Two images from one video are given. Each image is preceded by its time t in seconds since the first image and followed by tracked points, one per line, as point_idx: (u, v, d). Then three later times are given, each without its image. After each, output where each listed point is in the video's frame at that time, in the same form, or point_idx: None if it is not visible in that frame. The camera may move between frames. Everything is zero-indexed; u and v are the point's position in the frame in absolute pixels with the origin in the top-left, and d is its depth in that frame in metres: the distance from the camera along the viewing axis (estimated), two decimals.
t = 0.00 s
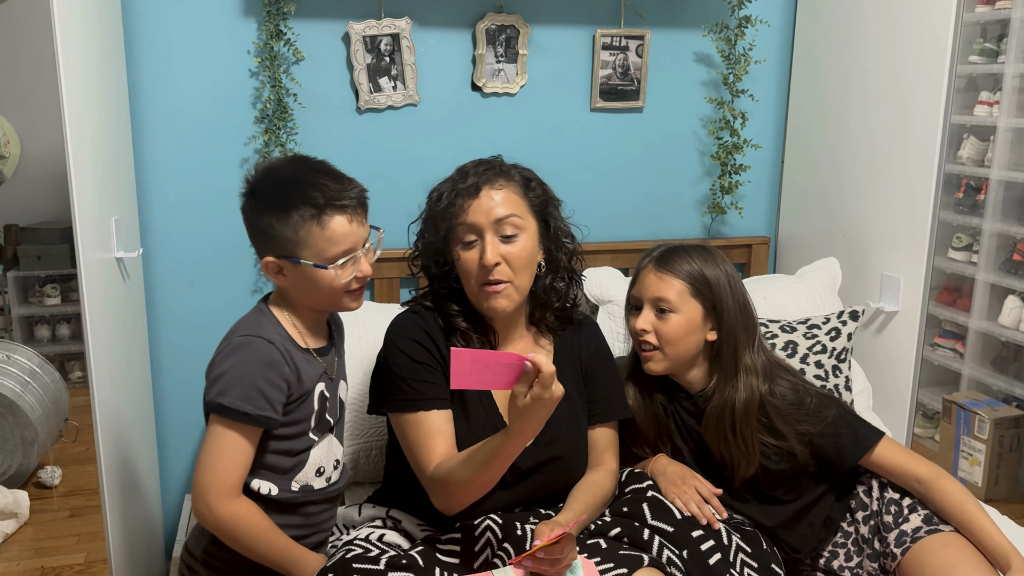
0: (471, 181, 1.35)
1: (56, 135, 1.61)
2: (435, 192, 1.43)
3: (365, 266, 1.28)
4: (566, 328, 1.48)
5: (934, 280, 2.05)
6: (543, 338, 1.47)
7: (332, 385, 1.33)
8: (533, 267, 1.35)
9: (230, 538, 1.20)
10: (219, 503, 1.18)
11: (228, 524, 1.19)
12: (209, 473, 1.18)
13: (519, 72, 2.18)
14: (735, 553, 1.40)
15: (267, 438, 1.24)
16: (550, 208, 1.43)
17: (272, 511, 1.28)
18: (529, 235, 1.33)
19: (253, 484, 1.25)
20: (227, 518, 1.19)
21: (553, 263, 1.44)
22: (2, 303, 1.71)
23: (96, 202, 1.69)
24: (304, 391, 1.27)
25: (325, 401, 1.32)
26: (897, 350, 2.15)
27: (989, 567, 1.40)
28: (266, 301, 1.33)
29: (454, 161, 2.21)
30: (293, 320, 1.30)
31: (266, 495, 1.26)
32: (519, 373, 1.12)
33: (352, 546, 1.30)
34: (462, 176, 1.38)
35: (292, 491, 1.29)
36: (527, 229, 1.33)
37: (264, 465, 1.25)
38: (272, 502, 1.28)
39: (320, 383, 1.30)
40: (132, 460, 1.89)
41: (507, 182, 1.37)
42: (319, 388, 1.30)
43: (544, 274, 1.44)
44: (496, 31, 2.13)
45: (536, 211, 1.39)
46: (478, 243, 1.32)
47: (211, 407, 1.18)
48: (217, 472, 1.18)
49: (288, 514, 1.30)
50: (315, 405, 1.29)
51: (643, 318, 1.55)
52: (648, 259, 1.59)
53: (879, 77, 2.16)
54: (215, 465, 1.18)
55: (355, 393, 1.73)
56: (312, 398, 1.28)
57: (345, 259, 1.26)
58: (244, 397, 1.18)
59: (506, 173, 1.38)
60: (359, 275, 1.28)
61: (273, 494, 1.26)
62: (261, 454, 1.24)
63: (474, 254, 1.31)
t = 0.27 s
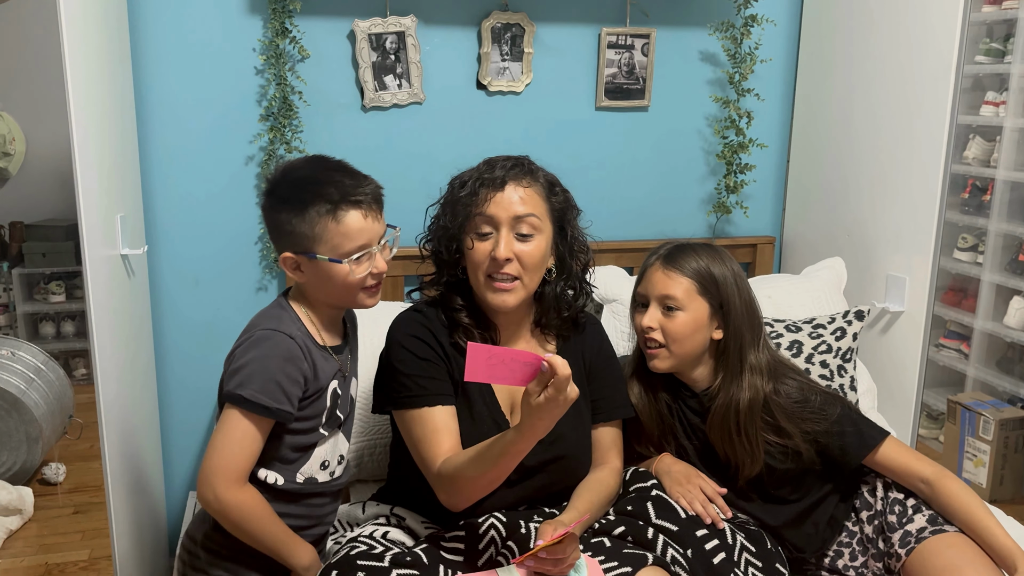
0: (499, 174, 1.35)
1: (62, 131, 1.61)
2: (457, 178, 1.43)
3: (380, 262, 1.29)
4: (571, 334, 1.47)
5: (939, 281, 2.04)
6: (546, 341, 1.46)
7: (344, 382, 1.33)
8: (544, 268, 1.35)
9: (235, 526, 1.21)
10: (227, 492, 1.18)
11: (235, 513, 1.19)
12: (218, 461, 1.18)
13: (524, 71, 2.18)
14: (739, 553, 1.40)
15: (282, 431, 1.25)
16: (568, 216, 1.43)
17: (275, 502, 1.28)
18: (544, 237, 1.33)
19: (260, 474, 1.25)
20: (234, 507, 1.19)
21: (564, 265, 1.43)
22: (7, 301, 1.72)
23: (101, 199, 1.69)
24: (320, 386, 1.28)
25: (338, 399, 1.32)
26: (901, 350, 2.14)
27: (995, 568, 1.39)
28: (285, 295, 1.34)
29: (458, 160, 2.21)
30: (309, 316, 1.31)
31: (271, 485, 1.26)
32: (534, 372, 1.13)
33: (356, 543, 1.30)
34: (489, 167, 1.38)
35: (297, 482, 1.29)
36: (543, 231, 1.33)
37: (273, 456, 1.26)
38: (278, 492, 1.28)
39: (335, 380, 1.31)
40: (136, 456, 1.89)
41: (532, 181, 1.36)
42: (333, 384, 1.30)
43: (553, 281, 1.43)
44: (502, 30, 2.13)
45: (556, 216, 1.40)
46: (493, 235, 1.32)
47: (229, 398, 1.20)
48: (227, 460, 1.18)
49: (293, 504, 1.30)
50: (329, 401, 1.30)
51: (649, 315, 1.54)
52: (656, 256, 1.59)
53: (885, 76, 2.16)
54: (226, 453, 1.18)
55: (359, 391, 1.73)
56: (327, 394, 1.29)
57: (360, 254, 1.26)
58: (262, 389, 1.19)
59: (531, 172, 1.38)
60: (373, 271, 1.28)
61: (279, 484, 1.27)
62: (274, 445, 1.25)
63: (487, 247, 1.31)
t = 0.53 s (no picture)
0: (500, 174, 1.35)
1: (63, 129, 1.61)
2: (457, 177, 1.42)
3: (382, 257, 1.28)
4: (572, 335, 1.46)
5: (943, 280, 2.05)
6: (547, 340, 1.45)
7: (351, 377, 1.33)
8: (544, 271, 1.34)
9: (233, 525, 1.20)
10: (233, 489, 1.18)
11: (236, 511, 1.19)
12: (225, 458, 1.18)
13: (526, 69, 2.18)
14: (741, 551, 1.40)
15: (285, 427, 1.25)
16: (570, 217, 1.43)
17: (277, 498, 1.28)
18: (546, 238, 1.33)
19: (263, 468, 1.26)
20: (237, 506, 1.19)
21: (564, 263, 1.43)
22: (8, 298, 1.73)
23: (102, 197, 1.69)
24: (324, 381, 1.27)
25: (342, 394, 1.32)
26: (904, 350, 2.14)
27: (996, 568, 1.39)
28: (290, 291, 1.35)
29: (460, 158, 2.21)
30: (313, 311, 1.30)
31: (273, 480, 1.27)
32: (533, 375, 1.13)
33: (357, 541, 1.30)
34: (490, 167, 1.37)
35: (301, 477, 1.29)
36: (544, 232, 1.32)
37: (276, 451, 1.26)
38: (281, 487, 1.28)
39: (338, 375, 1.30)
40: (137, 453, 1.89)
41: (531, 183, 1.35)
42: (337, 380, 1.30)
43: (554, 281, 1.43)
44: (504, 27, 2.12)
45: (557, 217, 1.40)
46: (493, 237, 1.31)
47: (233, 393, 1.20)
48: (234, 458, 1.18)
49: (296, 500, 1.30)
50: (333, 396, 1.29)
51: (651, 314, 1.54)
52: (657, 255, 1.58)
53: (888, 75, 2.15)
54: (234, 450, 1.18)
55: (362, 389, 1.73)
56: (330, 390, 1.29)
57: (363, 246, 1.26)
58: (264, 385, 1.19)
59: (530, 173, 1.37)
60: (375, 266, 1.27)
61: (282, 479, 1.27)
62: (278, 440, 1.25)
63: (486, 249, 1.31)
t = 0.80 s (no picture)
0: (503, 174, 1.34)
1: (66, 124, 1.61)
2: (459, 178, 1.42)
3: (383, 252, 1.28)
4: (575, 331, 1.47)
5: (944, 277, 2.03)
6: (553, 339, 1.45)
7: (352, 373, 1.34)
8: (548, 271, 1.34)
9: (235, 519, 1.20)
10: (241, 485, 1.18)
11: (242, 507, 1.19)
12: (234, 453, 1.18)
13: (528, 67, 2.18)
14: (742, 550, 1.40)
15: (287, 421, 1.25)
16: (572, 213, 1.42)
17: (278, 496, 1.28)
18: (551, 237, 1.33)
19: (265, 466, 1.26)
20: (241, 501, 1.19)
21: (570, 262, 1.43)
22: (9, 295, 1.73)
23: (103, 195, 1.69)
24: (325, 375, 1.27)
25: (343, 390, 1.31)
26: (906, 349, 2.14)
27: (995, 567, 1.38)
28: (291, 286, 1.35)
29: (461, 156, 2.20)
30: (314, 307, 1.30)
31: (276, 477, 1.27)
32: (539, 375, 1.12)
33: (358, 539, 1.30)
34: (492, 168, 1.37)
35: (303, 474, 1.29)
36: (549, 231, 1.32)
37: (277, 446, 1.26)
38: (283, 484, 1.28)
39: (339, 370, 1.30)
40: (138, 450, 1.89)
41: (536, 182, 1.35)
42: (337, 375, 1.30)
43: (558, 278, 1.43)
44: (506, 25, 2.12)
45: (559, 214, 1.39)
46: (498, 238, 1.31)
47: (235, 388, 1.19)
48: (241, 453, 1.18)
49: (298, 498, 1.30)
50: (334, 391, 1.29)
51: (653, 312, 1.54)
52: (659, 253, 1.58)
53: (890, 73, 2.15)
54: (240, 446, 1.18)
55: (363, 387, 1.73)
56: (331, 384, 1.29)
57: (365, 240, 1.26)
58: (266, 380, 1.18)
59: (535, 174, 1.37)
60: (377, 261, 1.27)
61: (284, 475, 1.27)
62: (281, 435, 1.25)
63: (493, 250, 1.31)
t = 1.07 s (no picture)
0: (507, 176, 1.34)
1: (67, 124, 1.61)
2: (463, 179, 1.42)
3: (383, 252, 1.29)
4: (578, 333, 1.47)
5: (944, 277, 2.03)
6: (556, 340, 1.46)
7: (353, 373, 1.34)
8: (553, 272, 1.34)
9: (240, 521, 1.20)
10: (246, 486, 1.19)
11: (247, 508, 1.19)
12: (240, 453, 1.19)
13: (528, 67, 2.18)
14: (742, 550, 1.40)
15: (289, 422, 1.25)
16: (578, 216, 1.43)
17: (279, 496, 1.28)
18: (555, 239, 1.33)
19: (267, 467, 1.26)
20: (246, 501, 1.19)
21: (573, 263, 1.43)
22: (9, 294, 1.73)
23: (104, 194, 1.69)
24: (327, 375, 1.27)
25: (344, 390, 1.31)
26: (907, 349, 2.14)
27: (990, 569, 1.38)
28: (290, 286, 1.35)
29: (462, 156, 2.20)
30: (315, 308, 1.30)
31: (277, 478, 1.27)
32: (543, 378, 1.12)
33: (360, 540, 1.30)
34: (497, 169, 1.37)
35: (304, 475, 1.29)
36: (554, 234, 1.32)
37: (280, 447, 1.26)
38: (285, 485, 1.29)
39: (340, 370, 1.30)
40: (139, 450, 1.89)
41: (541, 184, 1.35)
42: (339, 375, 1.30)
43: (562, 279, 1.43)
44: (506, 24, 2.12)
45: (564, 216, 1.40)
46: (503, 241, 1.31)
47: (237, 389, 1.20)
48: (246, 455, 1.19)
49: (300, 498, 1.30)
50: (335, 391, 1.29)
51: (653, 313, 1.54)
52: (659, 253, 1.58)
53: (891, 73, 2.15)
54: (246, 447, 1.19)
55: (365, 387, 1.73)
56: (333, 384, 1.29)
57: (364, 241, 1.26)
58: (269, 380, 1.19)
59: (541, 176, 1.37)
60: (376, 261, 1.27)
61: (286, 476, 1.27)
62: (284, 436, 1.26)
63: (497, 253, 1.31)
